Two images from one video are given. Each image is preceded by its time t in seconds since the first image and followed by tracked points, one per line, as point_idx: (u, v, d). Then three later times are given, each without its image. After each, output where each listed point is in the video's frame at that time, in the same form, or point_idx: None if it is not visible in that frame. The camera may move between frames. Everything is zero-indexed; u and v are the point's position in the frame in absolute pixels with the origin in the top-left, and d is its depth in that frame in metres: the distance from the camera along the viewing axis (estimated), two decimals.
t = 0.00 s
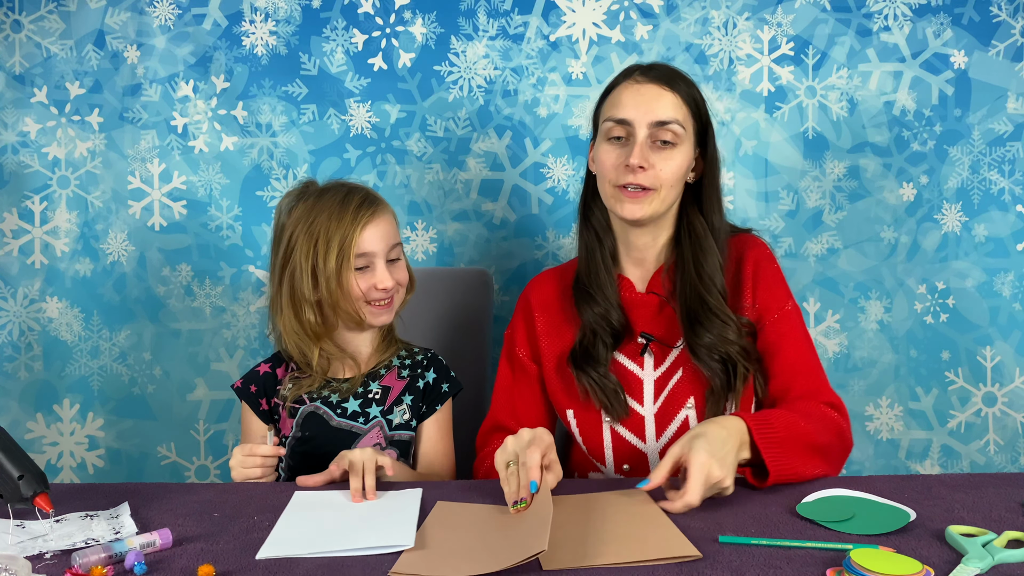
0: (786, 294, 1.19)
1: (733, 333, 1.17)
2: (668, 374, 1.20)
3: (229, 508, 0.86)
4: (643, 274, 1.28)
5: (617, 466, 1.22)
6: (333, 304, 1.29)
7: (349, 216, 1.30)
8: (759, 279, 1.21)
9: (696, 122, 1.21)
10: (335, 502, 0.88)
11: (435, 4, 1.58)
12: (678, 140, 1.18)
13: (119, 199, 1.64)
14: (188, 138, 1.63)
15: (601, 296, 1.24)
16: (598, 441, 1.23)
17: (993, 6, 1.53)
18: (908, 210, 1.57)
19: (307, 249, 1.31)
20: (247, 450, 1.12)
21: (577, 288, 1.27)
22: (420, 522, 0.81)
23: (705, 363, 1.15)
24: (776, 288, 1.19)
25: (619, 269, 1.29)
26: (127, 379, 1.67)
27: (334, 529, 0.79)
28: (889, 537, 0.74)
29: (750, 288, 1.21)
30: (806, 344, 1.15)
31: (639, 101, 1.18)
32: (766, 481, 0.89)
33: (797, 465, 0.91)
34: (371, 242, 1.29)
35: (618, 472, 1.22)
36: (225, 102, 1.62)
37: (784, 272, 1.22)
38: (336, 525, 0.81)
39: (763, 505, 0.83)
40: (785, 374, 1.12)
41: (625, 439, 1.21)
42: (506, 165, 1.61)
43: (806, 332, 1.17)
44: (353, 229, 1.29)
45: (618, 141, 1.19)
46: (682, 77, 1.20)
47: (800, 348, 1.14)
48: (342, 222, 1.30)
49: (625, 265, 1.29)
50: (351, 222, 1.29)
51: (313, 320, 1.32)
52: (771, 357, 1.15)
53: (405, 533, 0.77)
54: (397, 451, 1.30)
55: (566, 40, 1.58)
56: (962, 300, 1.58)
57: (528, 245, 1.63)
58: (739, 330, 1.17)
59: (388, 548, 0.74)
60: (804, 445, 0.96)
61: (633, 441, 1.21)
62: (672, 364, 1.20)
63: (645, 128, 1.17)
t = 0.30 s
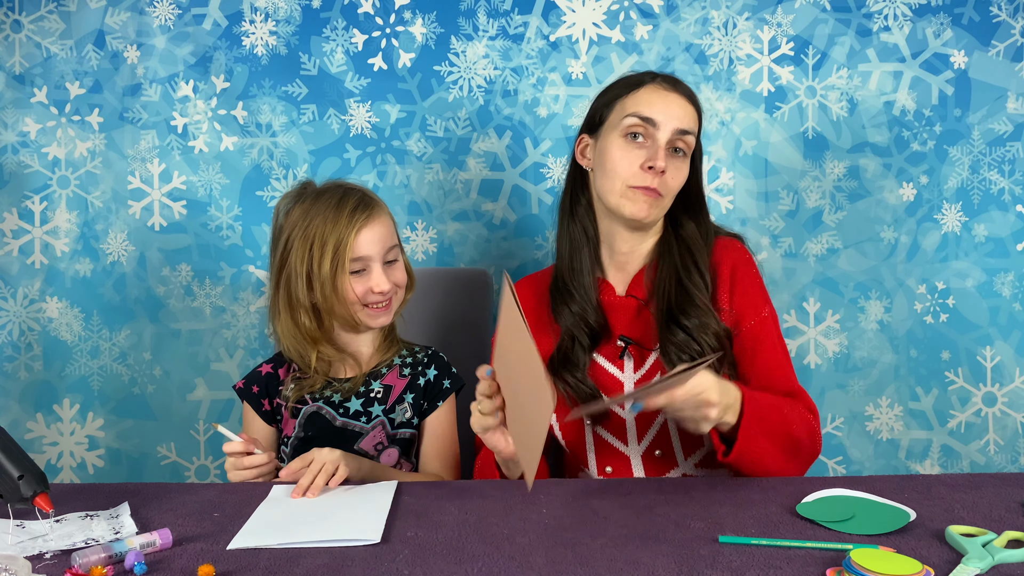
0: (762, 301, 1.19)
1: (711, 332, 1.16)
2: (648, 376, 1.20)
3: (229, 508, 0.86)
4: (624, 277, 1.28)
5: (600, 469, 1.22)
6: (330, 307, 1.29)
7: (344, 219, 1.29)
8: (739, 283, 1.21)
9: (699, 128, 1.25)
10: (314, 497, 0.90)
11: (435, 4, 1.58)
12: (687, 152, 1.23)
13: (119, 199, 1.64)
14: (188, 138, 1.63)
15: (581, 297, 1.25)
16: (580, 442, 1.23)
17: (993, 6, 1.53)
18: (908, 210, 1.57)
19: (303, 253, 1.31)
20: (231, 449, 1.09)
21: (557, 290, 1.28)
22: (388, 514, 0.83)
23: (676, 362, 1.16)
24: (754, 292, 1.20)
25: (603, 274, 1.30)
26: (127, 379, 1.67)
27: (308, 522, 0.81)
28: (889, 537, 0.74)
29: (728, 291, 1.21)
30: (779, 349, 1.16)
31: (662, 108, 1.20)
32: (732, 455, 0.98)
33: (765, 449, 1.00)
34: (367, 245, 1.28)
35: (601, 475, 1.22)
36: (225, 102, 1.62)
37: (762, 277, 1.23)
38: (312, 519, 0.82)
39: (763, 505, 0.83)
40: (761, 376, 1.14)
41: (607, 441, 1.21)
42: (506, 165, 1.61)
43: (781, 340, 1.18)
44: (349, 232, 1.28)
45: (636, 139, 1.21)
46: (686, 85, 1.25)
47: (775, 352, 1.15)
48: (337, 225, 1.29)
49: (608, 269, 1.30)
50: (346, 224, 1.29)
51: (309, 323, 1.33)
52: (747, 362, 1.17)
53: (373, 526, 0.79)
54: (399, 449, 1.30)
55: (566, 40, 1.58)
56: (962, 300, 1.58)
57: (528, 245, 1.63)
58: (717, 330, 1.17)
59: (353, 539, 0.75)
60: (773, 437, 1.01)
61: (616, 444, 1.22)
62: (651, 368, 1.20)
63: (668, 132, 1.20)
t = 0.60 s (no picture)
0: (775, 283, 1.20)
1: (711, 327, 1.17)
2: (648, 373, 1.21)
3: (229, 508, 0.86)
4: (620, 277, 1.28)
5: (601, 468, 1.22)
6: (331, 304, 1.29)
7: (347, 216, 1.30)
8: (739, 279, 1.22)
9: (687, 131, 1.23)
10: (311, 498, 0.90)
11: (435, 4, 1.58)
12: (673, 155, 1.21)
13: (119, 199, 1.64)
14: (188, 138, 1.63)
15: (579, 296, 1.25)
16: (580, 441, 1.24)
17: (993, 6, 1.53)
18: (908, 210, 1.57)
19: (306, 249, 1.32)
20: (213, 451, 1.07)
21: (554, 290, 1.28)
22: (388, 514, 0.83)
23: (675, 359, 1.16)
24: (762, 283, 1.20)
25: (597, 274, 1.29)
26: (127, 379, 1.67)
27: (304, 523, 0.81)
28: (888, 537, 0.74)
29: (729, 288, 1.23)
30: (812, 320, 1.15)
31: (643, 117, 1.19)
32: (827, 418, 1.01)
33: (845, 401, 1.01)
34: (370, 242, 1.29)
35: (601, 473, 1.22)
36: (225, 102, 1.62)
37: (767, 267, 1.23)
38: (309, 519, 0.82)
39: (763, 505, 0.83)
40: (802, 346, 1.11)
41: (606, 439, 1.22)
42: (506, 165, 1.61)
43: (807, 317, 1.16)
44: (353, 229, 1.29)
45: (617, 153, 1.20)
46: (674, 86, 1.22)
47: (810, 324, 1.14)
48: (340, 221, 1.29)
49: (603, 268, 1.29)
50: (349, 221, 1.29)
51: (310, 320, 1.32)
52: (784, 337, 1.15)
53: (372, 526, 0.79)
54: (395, 453, 1.30)
55: (566, 40, 1.58)
56: (962, 300, 1.58)
57: (528, 245, 1.63)
58: (716, 326, 1.18)
59: (354, 539, 0.75)
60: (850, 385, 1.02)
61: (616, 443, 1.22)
62: (651, 366, 1.21)
63: (648, 144, 1.19)
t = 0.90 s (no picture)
0: (796, 264, 1.15)
1: (721, 323, 1.17)
2: (661, 374, 1.20)
3: (229, 508, 0.86)
4: (634, 275, 1.28)
5: (611, 470, 1.23)
6: (332, 307, 1.30)
7: (348, 219, 1.30)
8: (748, 271, 1.19)
9: (679, 118, 1.21)
10: (310, 499, 0.90)
11: (435, 4, 1.59)
12: (665, 142, 1.17)
13: (119, 199, 1.64)
14: (188, 138, 1.63)
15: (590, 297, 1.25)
16: (592, 442, 1.24)
17: (993, 6, 1.53)
18: (908, 210, 1.57)
19: (305, 252, 1.32)
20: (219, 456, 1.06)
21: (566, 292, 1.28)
22: (386, 514, 0.82)
23: (688, 359, 1.16)
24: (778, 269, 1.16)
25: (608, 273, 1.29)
26: (127, 379, 1.67)
27: (303, 524, 0.81)
28: (888, 537, 0.74)
29: (740, 282, 1.20)
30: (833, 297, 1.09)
31: (622, 110, 1.17)
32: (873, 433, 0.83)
33: (900, 393, 0.84)
34: (370, 246, 1.29)
35: (612, 474, 1.23)
36: (225, 102, 1.62)
37: (780, 252, 1.19)
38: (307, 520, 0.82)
39: (763, 505, 0.83)
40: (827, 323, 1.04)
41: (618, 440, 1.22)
42: (506, 165, 1.61)
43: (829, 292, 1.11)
44: (354, 232, 1.29)
45: (604, 151, 1.18)
46: (660, 75, 1.19)
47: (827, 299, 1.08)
48: (340, 226, 1.29)
49: (615, 267, 1.29)
50: (350, 224, 1.29)
51: (310, 322, 1.33)
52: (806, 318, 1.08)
53: (369, 527, 0.78)
54: (396, 451, 1.30)
55: (566, 40, 1.58)
56: (962, 300, 1.58)
57: (528, 245, 1.63)
58: (727, 324, 1.17)
59: (351, 540, 0.75)
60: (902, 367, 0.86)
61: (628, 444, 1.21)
62: (664, 366, 1.20)
63: (631, 136, 1.16)
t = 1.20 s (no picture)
0: (807, 263, 1.14)
1: (718, 327, 1.15)
2: (664, 374, 1.19)
3: (229, 508, 0.86)
4: (640, 271, 1.25)
5: (611, 468, 1.23)
6: (329, 308, 1.29)
7: (345, 219, 1.30)
8: (757, 271, 1.18)
9: (683, 115, 1.17)
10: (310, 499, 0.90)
11: (435, 4, 1.58)
12: (668, 142, 1.12)
13: (119, 199, 1.64)
14: (188, 138, 1.63)
15: (596, 295, 1.24)
16: (593, 439, 1.24)
17: (993, 6, 1.53)
18: (908, 210, 1.57)
19: (303, 252, 1.32)
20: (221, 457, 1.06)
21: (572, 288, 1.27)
22: (387, 514, 0.82)
23: (684, 361, 1.15)
24: (786, 270, 1.14)
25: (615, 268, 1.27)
26: (127, 379, 1.67)
27: (304, 523, 0.81)
28: (888, 537, 0.74)
29: (748, 281, 1.19)
30: (848, 297, 1.08)
31: (622, 109, 1.13)
32: (823, 426, 0.79)
33: (859, 382, 0.81)
34: (366, 247, 1.28)
35: (611, 473, 1.23)
36: (225, 102, 1.62)
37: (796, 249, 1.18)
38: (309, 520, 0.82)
39: (763, 505, 0.83)
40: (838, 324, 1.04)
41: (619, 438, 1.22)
42: (506, 165, 1.61)
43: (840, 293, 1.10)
44: (350, 232, 1.29)
45: (605, 152, 1.14)
46: (661, 72, 1.16)
47: (843, 299, 1.07)
48: (338, 226, 1.29)
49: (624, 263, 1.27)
50: (347, 224, 1.29)
51: (309, 322, 1.33)
52: (816, 320, 1.08)
53: (370, 528, 0.78)
54: (396, 452, 1.30)
55: (566, 40, 1.58)
56: (962, 300, 1.58)
57: (528, 245, 1.63)
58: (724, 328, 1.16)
59: (353, 539, 0.75)
60: (874, 358, 0.84)
61: (628, 442, 1.21)
62: (666, 367, 1.19)
63: (631, 136, 1.12)
